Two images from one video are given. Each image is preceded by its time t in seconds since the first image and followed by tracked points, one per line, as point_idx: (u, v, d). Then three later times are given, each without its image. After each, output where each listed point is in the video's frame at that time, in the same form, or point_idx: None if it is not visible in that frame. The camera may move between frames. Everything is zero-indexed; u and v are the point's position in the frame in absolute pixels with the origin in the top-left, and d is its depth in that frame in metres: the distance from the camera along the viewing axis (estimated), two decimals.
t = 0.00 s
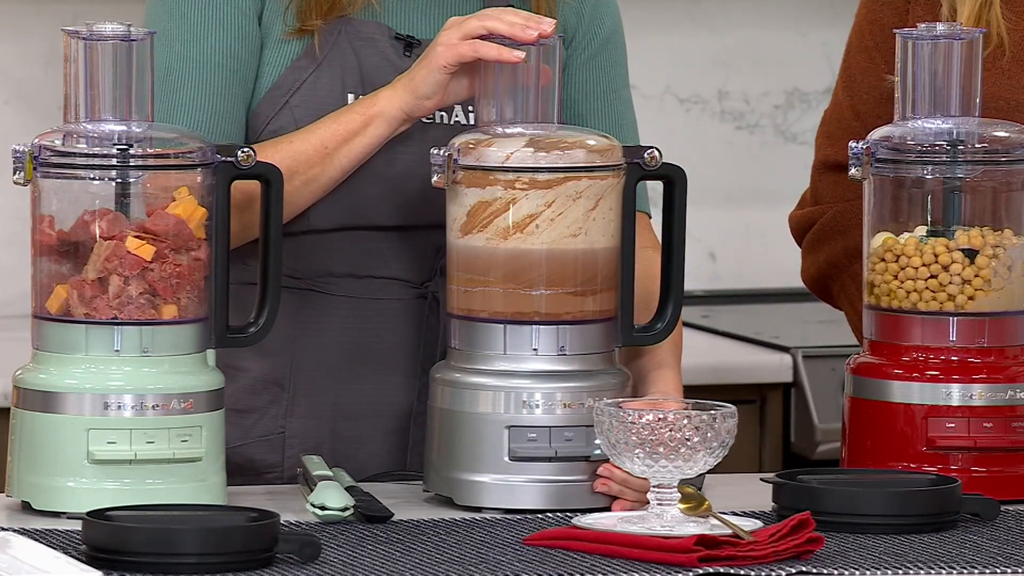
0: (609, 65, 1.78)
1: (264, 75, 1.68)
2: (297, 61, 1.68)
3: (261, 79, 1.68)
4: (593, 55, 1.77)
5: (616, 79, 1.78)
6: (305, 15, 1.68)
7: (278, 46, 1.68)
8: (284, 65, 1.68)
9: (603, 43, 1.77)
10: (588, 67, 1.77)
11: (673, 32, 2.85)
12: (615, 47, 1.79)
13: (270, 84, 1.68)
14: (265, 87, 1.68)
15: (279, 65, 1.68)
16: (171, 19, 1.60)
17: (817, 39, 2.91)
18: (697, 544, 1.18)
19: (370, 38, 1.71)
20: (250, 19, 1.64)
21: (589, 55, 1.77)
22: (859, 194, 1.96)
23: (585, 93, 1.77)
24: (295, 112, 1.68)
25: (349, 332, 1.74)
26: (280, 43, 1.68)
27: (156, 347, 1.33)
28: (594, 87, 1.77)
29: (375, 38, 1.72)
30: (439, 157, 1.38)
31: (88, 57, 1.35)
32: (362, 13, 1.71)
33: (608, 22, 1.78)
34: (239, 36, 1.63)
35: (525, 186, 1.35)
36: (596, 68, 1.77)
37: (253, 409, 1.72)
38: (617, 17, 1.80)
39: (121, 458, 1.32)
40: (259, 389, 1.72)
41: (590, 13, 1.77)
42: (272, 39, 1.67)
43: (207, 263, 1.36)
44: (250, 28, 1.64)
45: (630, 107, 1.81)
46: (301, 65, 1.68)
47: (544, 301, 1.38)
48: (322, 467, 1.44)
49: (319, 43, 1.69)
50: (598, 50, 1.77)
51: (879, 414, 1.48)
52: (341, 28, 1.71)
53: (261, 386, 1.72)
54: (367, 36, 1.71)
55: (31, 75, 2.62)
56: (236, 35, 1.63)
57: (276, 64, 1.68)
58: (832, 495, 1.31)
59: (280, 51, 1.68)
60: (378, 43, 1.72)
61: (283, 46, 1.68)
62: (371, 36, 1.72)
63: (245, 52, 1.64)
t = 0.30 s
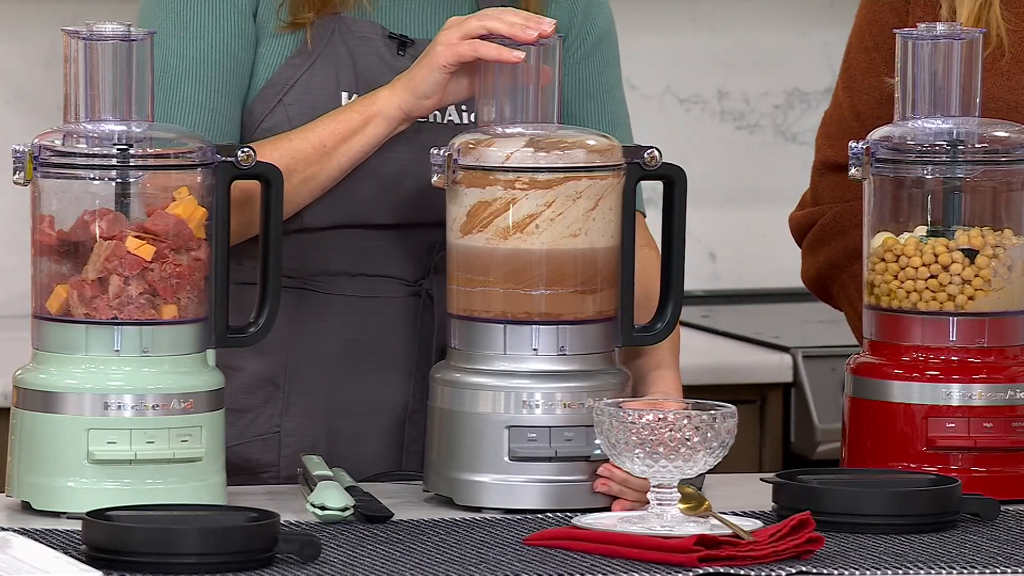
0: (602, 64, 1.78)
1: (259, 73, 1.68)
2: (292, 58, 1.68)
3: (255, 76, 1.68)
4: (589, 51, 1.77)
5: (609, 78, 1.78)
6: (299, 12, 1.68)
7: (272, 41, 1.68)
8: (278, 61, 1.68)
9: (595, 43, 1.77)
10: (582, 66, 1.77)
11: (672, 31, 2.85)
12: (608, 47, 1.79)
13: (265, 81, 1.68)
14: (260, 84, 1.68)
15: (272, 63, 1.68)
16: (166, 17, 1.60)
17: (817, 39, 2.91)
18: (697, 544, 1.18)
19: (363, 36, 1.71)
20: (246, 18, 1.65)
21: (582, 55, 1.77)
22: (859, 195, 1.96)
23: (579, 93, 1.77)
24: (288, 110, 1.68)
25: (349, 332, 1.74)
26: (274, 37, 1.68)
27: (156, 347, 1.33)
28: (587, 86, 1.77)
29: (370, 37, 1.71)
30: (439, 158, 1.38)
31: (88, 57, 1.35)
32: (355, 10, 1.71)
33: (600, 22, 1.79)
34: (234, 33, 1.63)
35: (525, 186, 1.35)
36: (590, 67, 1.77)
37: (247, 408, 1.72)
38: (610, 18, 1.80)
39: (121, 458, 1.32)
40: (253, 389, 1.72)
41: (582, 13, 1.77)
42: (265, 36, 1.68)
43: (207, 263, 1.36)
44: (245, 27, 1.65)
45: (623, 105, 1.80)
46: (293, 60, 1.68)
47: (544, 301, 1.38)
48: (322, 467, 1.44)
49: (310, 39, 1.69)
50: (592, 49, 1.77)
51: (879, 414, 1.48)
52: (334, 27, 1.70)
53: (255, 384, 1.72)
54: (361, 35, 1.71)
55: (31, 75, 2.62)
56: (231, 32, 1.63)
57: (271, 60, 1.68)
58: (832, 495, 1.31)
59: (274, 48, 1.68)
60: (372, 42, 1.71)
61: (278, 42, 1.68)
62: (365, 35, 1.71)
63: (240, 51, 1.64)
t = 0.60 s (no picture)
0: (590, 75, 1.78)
1: (271, 71, 1.68)
2: (308, 57, 1.69)
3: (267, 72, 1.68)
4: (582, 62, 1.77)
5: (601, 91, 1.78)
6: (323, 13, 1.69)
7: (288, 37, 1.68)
8: (294, 60, 1.68)
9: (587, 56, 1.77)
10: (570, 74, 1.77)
11: (673, 31, 2.85)
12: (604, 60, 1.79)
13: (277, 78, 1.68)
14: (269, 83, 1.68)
15: (284, 63, 1.68)
16: (180, 8, 1.59)
17: (817, 39, 2.91)
18: (697, 543, 1.18)
19: (377, 42, 1.74)
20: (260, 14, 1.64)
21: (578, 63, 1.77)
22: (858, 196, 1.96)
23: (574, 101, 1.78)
24: (300, 107, 1.69)
25: (348, 332, 1.74)
26: (295, 33, 1.68)
27: (156, 347, 1.33)
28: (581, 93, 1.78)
29: (384, 43, 1.74)
30: (439, 157, 1.38)
31: (88, 57, 1.35)
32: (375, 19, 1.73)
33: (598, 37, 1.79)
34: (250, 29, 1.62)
35: (525, 186, 1.35)
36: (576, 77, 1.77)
37: (244, 404, 1.72)
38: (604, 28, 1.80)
39: (121, 458, 1.32)
40: (249, 384, 1.72)
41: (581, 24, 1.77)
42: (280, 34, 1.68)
43: (207, 263, 1.36)
44: (258, 24, 1.64)
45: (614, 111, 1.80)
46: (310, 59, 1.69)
47: (544, 301, 1.38)
48: (322, 467, 1.44)
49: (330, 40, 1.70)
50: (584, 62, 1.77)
51: (879, 414, 1.48)
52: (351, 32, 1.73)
53: (250, 381, 1.72)
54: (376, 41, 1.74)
55: (31, 75, 2.62)
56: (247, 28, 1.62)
57: (288, 56, 1.68)
58: (831, 495, 1.31)
59: (290, 46, 1.68)
60: (386, 49, 1.74)
61: (295, 40, 1.68)
62: (379, 41, 1.74)
63: (251, 49, 1.63)
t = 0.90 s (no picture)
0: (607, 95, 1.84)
1: (310, 79, 1.71)
2: (355, 71, 1.72)
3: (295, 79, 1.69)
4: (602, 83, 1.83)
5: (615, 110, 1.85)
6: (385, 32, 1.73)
7: (336, 45, 1.71)
8: (336, 73, 1.71)
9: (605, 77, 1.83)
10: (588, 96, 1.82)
11: (673, 31, 2.84)
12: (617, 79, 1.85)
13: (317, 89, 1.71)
14: (308, 91, 1.71)
15: (325, 74, 1.71)
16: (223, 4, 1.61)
17: (817, 39, 2.91)
18: (697, 543, 1.18)
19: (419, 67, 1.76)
20: (302, 21, 1.65)
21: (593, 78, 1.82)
22: (858, 197, 1.96)
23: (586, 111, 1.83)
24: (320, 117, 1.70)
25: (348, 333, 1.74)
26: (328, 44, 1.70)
27: (156, 347, 1.33)
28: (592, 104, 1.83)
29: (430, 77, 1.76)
30: (439, 157, 1.38)
31: (88, 58, 1.35)
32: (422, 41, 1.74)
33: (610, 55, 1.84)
34: (282, 38, 1.63)
35: (525, 186, 1.35)
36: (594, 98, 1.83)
37: (256, 408, 1.71)
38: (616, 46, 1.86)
39: (121, 458, 1.32)
40: (265, 388, 1.71)
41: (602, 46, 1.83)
42: (324, 41, 1.70)
43: (207, 263, 1.36)
44: (298, 32, 1.65)
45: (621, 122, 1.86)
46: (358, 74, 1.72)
47: (544, 301, 1.38)
48: (322, 467, 1.44)
49: (389, 60, 1.74)
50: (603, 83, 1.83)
51: (879, 414, 1.48)
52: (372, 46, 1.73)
53: (267, 384, 1.72)
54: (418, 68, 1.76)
55: (31, 75, 2.62)
56: (281, 37, 1.63)
57: (333, 70, 1.71)
58: (832, 495, 1.31)
59: (335, 56, 1.71)
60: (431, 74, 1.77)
61: (344, 51, 1.71)
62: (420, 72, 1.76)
63: (286, 55, 1.64)
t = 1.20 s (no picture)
0: (629, 102, 1.82)
1: (325, 85, 1.67)
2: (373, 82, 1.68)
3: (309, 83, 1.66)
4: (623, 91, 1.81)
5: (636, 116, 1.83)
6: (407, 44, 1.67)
7: (352, 52, 1.67)
8: (350, 81, 1.67)
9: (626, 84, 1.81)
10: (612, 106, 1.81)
11: (673, 31, 2.85)
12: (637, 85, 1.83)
13: (331, 96, 1.67)
14: (321, 98, 1.67)
15: (339, 81, 1.67)
16: (237, 5, 1.57)
17: (817, 40, 2.91)
18: (697, 543, 1.18)
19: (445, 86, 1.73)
20: (317, 27, 1.62)
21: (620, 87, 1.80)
22: (858, 198, 1.96)
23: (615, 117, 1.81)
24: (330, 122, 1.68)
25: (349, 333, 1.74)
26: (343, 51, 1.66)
27: (156, 347, 1.33)
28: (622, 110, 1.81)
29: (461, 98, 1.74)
30: (439, 157, 1.38)
31: (88, 57, 1.35)
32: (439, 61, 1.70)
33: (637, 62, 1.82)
34: (297, 47, 1.60)
35: (525, 186, 1.35)
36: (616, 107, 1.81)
37: (256, 410, 1.72)
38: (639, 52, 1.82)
39: (121, 458, 1.32)
40: (265, 391, 1.72)
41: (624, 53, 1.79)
42: (340, 49, 1.67)
43: (207, 263, 1.36)
44: (312, 38, 1.61)
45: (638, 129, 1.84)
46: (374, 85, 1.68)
47: (544, 301, 1.38)
48: (322, 467, 1.44)
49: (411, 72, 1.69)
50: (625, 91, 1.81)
51: (879, 414, 1.48)
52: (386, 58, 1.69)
53: (266, 387, 1.72)
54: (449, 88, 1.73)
55: (31, 75, 2.63)
56: (295, 46, 1.59)
57: (348, 78, 1.67)
58: (831, 495, 1.31)
59: (352, 64, 1.67)
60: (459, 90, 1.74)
61: (361, 59, 1.67)
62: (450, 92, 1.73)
63: (300, 64, 1.61)
